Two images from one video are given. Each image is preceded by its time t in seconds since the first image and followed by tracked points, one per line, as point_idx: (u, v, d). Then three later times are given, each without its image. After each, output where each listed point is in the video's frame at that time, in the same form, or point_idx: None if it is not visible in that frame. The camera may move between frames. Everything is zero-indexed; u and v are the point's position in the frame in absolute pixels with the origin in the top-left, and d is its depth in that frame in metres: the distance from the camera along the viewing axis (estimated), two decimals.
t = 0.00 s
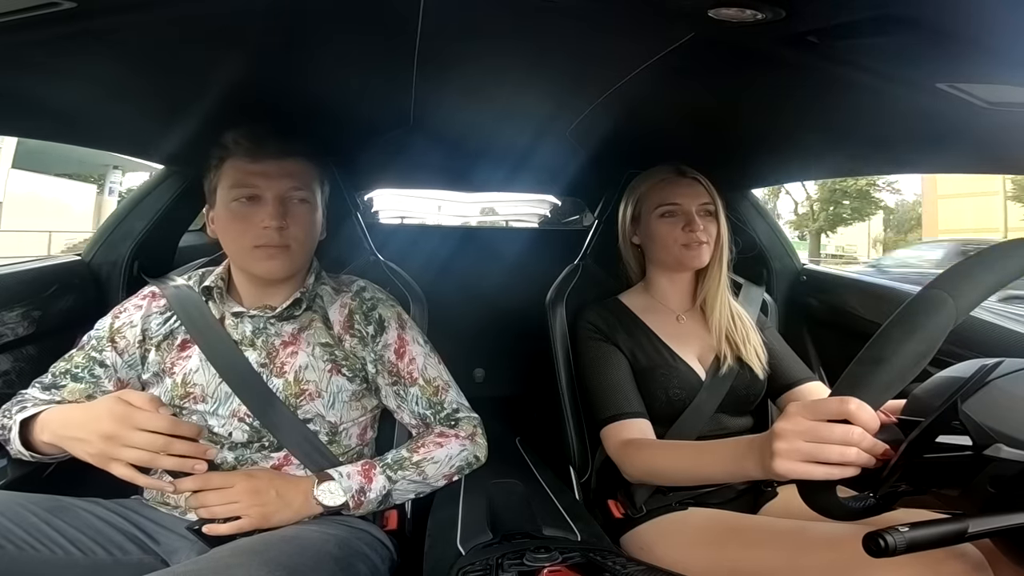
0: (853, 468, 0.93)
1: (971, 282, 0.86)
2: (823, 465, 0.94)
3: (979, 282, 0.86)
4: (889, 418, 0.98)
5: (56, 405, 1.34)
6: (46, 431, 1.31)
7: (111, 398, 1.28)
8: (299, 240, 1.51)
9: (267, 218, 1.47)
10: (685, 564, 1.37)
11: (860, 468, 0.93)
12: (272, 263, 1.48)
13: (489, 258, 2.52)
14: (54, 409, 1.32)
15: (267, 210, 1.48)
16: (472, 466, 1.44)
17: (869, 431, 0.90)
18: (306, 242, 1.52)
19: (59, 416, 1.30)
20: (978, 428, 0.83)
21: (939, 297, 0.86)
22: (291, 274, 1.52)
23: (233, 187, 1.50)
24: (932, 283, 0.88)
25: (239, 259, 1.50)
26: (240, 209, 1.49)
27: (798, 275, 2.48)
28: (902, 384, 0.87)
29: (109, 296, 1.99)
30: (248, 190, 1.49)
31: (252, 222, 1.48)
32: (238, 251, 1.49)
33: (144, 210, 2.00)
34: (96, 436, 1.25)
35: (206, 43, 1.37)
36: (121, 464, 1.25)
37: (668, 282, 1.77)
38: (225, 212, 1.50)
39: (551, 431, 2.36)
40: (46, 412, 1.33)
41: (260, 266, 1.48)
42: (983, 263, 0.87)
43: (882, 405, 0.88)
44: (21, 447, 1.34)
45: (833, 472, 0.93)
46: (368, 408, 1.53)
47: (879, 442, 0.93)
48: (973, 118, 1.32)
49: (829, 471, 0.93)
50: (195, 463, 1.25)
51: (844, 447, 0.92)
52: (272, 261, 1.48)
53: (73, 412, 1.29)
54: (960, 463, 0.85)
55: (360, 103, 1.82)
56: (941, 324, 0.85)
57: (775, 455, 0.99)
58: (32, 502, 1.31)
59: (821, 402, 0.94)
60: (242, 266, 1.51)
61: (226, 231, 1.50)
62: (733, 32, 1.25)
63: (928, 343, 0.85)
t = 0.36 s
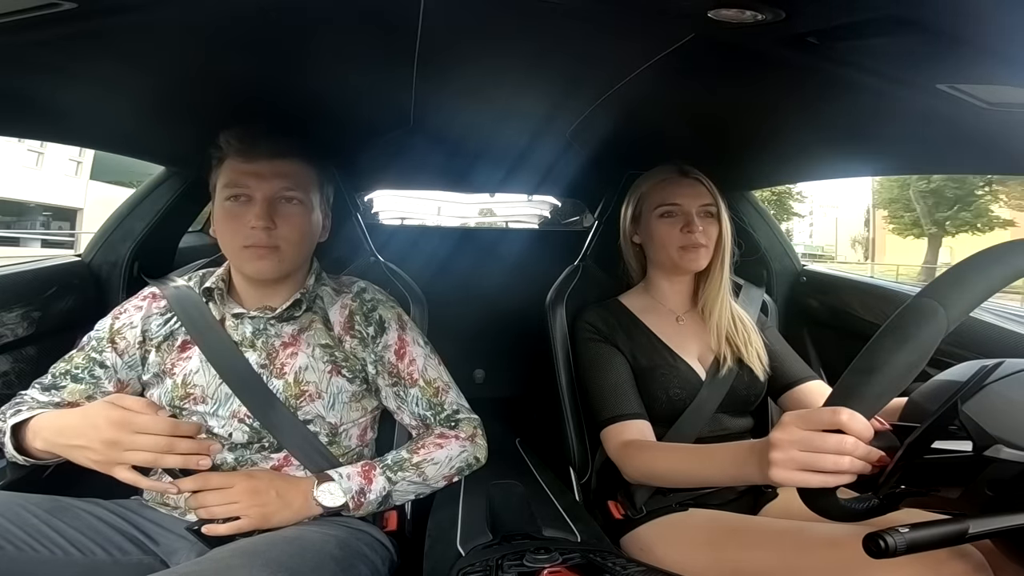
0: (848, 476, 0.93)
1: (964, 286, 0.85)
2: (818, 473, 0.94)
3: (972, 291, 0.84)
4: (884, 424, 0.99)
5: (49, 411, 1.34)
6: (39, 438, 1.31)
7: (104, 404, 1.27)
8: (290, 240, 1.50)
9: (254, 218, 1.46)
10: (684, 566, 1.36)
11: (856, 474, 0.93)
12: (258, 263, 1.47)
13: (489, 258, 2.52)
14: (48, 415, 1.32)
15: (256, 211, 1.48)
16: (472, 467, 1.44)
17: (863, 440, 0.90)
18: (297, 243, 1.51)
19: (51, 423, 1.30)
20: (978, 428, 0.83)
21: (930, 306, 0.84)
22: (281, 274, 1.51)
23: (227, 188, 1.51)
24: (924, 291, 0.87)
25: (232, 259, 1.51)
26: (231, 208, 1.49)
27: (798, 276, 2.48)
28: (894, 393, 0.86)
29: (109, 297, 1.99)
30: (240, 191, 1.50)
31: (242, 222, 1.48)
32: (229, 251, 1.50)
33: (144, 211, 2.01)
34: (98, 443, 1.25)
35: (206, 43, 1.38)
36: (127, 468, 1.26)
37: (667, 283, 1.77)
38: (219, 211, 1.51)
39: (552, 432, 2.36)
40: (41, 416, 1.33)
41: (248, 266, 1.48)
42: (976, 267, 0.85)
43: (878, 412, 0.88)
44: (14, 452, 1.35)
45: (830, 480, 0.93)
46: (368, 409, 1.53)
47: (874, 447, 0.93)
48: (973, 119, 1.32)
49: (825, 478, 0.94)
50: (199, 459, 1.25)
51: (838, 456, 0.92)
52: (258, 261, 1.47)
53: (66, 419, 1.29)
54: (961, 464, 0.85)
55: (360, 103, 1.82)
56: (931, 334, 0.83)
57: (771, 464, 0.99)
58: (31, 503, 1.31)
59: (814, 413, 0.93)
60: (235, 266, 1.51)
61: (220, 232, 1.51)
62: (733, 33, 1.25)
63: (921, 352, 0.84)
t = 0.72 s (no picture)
0: (851, 474, 0.93)
1: (965, 287, 0.85)
2: (821, 471, 0.94)
3: (975, 291, 0.84)
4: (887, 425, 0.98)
5: (54, 414, 1.35)
6: (46, 441, 1.32)
7: (109, 407, 1.28)
8: (284, 240, 1.49)
9: (246, 217, 1.47)
10: (686, 566, 1.36)
11: (858, 473, 0.93)
12: (251, 263, 1.48)
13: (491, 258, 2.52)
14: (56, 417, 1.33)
15: (249, 210, 1.48)
16: (473, 467, 1.44)
17: (866, 438, 0.90)
18: (292, 243, 1.51)
19: (58, 426, 1.31)
20: (981, 428, 0.83)
21: (934, 306, 0.84)
22: (277, 274, 1.51)
23: (225, 187, 1.52)
24: (929, 290, 0.86)
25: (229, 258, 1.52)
26: (227, 207, 1.50)
27: (800, 275, 2.48)
28: (896, 393, 0.86)
29: (112, 296, 1.99)
30: (237, 190, 1.51)
31: (236, 221, 1.49)
32: (225, 251, 1.51)
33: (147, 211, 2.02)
34: (105, 446, 1.25)
35: (209, 44, 1.38)
36: (133, 468, 1.26)
37: (667, 284, 1.78)
38: (218, 211, 1.53)
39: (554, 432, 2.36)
40: (50, 419, 1.33)
41: (242, 266, 1.49)
42: (976, 268, 0.86)
43: (879, 410, 0.88)
44: (23, 453, 1.35)
45: (832, 478, 0.93)
46: (371, 409, 1.53)
47: (879, 447, 0.93)
48: (976, 119, 1.31)
49: (826, 477, 0.94)
50: (204, 459, 1.26)
51: (841, 454, 0.92)
52: (251, 260, 1.48)
53: (72, 422, 1.29)
54: (964, 464, 0.84)
55: (363, 103, 1.82)
56: (934, 334, 0.83)
57: (775, 461, 0.99)
58: (35, 503, 1.32)
59: (819, 410, 0.94)
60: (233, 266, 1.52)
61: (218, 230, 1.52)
62: (735, 33, 1.25)
63: (923, 353, 0.84)
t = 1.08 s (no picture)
0: (853, 473, 0.93)
1: (971, 282, 0.86)
2: (823, 469, 0.94)
3: (977, 290, 0.85)
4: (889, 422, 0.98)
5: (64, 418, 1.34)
6: (59, 445, 1.31)
7: (111, 409, 1.28)
8: (314, 240, 1.53)
9: (289, 218, 1.48)
10: (686, 564, 1.36)
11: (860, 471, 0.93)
12: (287, 264, 1.49)
13: (491, 256, 2.52)
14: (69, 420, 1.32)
15: (288, 209, 1.49)
16: (473, 466, 1.44)
17: (868, 436, 0.90)
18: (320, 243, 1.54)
19: (68, 430, 1.30)
20: (981, 427, 0.83)
21: (935, 305, 0.85)
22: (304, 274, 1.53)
23: (253, 184, 1.49)
24: (928, 290, 0.88)
25: (253, 256, 1.49)
26: (264, 206, 1.48)
27: (800, 274, 2.48)
28: (898, 391, 0.87)
29: (112, 295, 2.00)
30: (269, 188, 1.49)
31: (274, 221, 1.48)
32: (254, 249, 1.49)
33: (148, 209, 2.02)
34: (110, 449, 1.25)
35: (209, 42, 1.38)
36: (137, 471, 1.26)
37: (671, 282, 1.77)
38: (246, 207, 1.49)
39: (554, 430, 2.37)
40: (61, 420, 1.33)
41: (276, 266, 1.48)
42: (980, 267, 0.86)
43: (880, 409, 0.89)
44: (32, 455, 1.35)
45: (835, 476, 0.93)
46: (370, 407, 1.53)
47: (880, 445, 0.93)
48: (976, 118, 1.31)
49: (829, 475, 0.93)
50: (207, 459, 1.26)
51: (844, 453, 0.91)
52: (288, 261, 1.49)
53: (79, 425, 1.29)
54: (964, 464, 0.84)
55: (364, 101, 1.83)
56: (935, 333, 0.84)
57: (776, 459, 0.99)
58: (36, 501, 1.32)
59: (822, 407, 0.93)
60: (253, 264, 1.50)
61: (241, 228, 1.50)
62: (735, 32, 1.25)
63: (927, 349, 0.85)
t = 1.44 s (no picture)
0: (863, 460, 0.92)
1: (982, 274, 0.91)
2: (834, 454, 0.93)
3: (992, 277, 0.91)
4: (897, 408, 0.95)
5: (69, 421, 1.34)
6: (67, 449, 1.31)
7: (113, 414, 1.27)
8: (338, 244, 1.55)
9: (323, 223, 1.49)
10: (688, 564, 1.36)
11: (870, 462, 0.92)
12: (317, 267, 1.49)
13: (490, 257, 2.52)
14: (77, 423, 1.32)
15: (320, 216, 1.50)
16: (473, 467, 1.44)
17: (882, 421, 0.90)
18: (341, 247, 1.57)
19: (76, 434, 1.30)
20: (982, 426, 0.81)
21: (954, 290, 0.91)
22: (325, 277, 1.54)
23: (283, 187, 1.49)
24: (947, 275, 0.93)
25: (280, 260, 1.48)
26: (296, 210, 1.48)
27: (801, 275, 2.48)
28: (914, 374, 0.90)
29: (112, 297, 2.00)
30: (298, 192, 1.49)
31: (305, 225, 1.49)
32: (284, 252, 1.48)
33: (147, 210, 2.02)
34: (112, 454, 1.25)
35: (208, 44, 1.38)
36: (140, 475, 1.26)
37: (671, 281, 1.77)
38: (276, 210, 1.49)
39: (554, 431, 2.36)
40: (68, 422, 1.33)
41: (307, 269, 1.48)
42: (987, 263, 0.92)
43: (894, 395, 0.91)
44: (39, 456, 1.34)
45: (846, 462, 0.92)
46: (370, 409, 1.53)
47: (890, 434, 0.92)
48: (975, 119, 1.31)
49: (841, 461, 0.92)
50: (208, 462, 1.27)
51: (857, 437, 0.91)
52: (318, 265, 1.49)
53: (84, 430, 1.29)
54: (966, 462, 0.84)
55: (363, 103, 1.83)
56: (954, 316, 0.89)
57: (785, 443, 0.97)
58: (35, 502, 1.31)
59: (836, 390, 0.93)
60: (279, 268, 1.48)
61: (267, 225, 1.49)
62: (735, 33, 1.25)
63: (941, 334, 0.90)
